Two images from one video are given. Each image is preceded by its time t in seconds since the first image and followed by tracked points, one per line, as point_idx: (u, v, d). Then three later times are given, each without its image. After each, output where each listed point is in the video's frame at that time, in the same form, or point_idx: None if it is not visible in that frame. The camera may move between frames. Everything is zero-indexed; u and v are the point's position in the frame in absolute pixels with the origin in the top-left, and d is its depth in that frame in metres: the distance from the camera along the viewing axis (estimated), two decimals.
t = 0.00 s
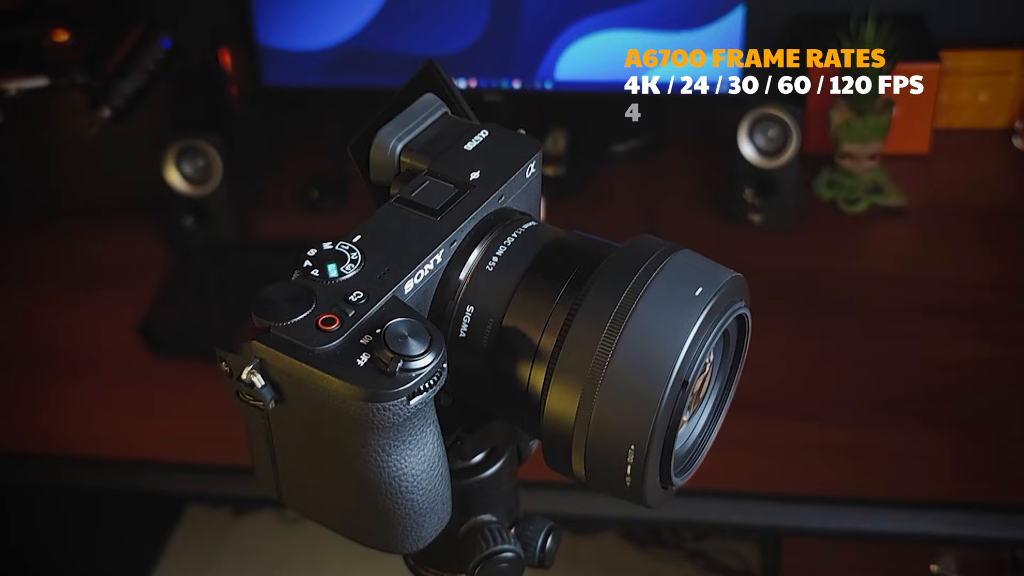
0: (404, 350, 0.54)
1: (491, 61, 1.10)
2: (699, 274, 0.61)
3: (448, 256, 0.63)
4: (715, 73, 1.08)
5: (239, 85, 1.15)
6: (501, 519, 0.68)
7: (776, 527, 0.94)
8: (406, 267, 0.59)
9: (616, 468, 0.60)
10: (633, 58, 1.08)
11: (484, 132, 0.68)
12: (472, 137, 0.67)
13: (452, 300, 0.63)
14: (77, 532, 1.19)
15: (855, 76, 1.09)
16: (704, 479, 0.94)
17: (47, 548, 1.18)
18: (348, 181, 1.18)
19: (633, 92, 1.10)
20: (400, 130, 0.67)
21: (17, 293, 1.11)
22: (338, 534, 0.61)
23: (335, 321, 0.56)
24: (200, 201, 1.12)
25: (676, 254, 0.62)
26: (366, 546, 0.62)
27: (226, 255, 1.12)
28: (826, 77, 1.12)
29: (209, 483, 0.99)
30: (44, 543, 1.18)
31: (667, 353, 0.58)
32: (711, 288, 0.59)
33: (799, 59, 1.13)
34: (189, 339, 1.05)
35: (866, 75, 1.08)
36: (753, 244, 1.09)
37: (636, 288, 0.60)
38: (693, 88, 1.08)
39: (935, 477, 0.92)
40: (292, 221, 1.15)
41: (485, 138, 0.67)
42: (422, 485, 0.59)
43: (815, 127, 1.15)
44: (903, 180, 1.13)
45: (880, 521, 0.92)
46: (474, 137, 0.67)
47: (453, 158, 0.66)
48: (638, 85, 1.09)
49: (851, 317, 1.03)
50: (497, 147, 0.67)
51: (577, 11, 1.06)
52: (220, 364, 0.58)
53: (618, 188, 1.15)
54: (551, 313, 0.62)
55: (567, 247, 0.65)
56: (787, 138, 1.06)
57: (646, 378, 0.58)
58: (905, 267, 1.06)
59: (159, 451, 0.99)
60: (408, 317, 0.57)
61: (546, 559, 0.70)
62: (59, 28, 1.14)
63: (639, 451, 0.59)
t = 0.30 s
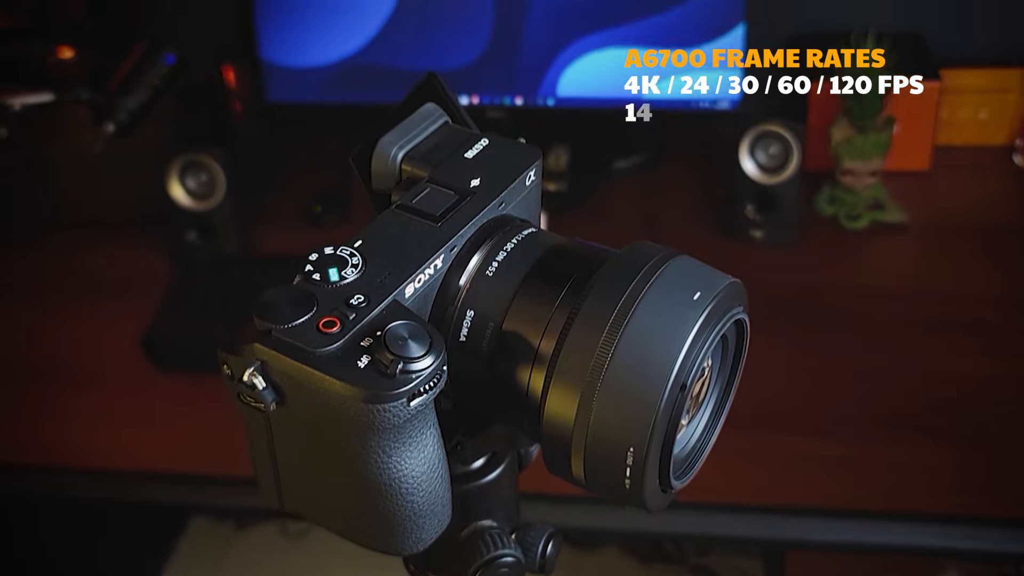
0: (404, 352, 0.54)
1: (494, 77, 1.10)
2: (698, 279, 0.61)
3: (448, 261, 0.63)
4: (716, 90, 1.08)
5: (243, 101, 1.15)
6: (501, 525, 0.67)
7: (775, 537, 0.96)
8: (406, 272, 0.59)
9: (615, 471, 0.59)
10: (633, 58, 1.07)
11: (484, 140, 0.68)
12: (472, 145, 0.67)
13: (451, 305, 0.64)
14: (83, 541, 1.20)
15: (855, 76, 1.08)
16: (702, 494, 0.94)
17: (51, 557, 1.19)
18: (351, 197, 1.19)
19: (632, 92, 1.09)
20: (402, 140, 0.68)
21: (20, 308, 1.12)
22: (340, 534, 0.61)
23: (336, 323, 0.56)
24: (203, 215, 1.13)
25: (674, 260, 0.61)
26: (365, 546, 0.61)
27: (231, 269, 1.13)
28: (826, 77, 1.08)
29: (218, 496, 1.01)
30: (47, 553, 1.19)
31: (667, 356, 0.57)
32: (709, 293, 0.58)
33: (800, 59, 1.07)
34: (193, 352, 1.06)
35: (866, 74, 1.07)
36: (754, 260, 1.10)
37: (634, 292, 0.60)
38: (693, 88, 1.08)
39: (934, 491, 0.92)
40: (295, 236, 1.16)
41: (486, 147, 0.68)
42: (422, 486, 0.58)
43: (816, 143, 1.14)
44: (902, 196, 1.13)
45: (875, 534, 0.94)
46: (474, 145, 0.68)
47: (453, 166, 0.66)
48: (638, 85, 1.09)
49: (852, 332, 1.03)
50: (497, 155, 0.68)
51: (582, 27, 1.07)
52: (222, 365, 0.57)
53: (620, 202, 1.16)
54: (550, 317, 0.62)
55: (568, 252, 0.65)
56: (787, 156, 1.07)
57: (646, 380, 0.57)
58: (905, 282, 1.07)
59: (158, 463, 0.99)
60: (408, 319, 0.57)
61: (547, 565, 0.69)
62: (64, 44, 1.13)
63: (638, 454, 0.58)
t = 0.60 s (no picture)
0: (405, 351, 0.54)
1: (497, 91, 1.10)
2: (697, 280, 0.60)
3: (448, 264, 0.62)
4: (716, 106, 1.09)
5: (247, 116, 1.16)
6: (501, 530, 0.66)
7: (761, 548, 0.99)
8: (407, 272, 0.58)
9: (614, 472, 0.59)
10: (633, 58, 1.07)
11: (485, 146, 0.68)
12: (472, 151, 0.66)
13: (451, 307, 0.63)
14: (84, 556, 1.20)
15: (855, 76, 1.09)
16: (692, 507, 0.96)
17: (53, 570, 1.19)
18: (354, 212, 1.18)
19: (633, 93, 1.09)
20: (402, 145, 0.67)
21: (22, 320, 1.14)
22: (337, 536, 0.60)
23: (338, 324, 0.55)
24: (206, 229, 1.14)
25: (672, 262, 0.61)
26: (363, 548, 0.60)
27: (234, 282, 1.13)
28: (825, 77, 1.11)
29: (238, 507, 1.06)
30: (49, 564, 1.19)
31: (666, 355, 0.57)
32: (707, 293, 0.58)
33: (799, 58, 1.11)
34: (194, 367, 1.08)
35: (866, 74, 1.09)
36: (757, 275, 1.10)
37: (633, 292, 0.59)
38: (693, 88, 1.09)
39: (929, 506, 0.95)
40: (298, 250, 1.16)
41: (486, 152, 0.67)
42: (422, 486, 0.57)
43: (818, 160, 1.15)
44: (902, 214, 1.13)
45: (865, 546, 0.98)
46: (474, 150, 0.67)
47: (454, 171, 0.65)
48: (638, 85, 1.09)
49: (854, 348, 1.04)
50: (497, 160, 0.67)
51: (587, 40, 1.07)
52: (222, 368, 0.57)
53: (622, 216, 1.15)
54: (550, 319, 0.61)
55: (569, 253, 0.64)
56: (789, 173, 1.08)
57: (644, 379, 0.57)
58: (907, 298, 1.07)
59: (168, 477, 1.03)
60: (409, 319, 0.56)
61: (547, 571, 0.68)
62: (67, 59, 1.16)
63: (637, 453, 0.57)
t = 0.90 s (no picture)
0: (407, 347, 0.54)
1: (497, 104, 1.11)
2: (695, 278, 0.60)
3: (449, 263, 0.62)
4: (718, 120, 1.10)
5: (250, 130, 1.17)
6: (502, 532, 0.66)
7: (761, 562, 0.98)
8: (409, 270, 0.59)
9: (614, 470, 0.59)
10: (633, 58, 1.07)
11: (486, 149, 0.68)
12: (475, 151, 0.67)
13: (452, 308, 0.62)
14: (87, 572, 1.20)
15: (855, 76, 1.09)
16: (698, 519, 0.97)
17: None
18: (357, 228, 1.17)
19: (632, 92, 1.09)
20: (406, 147, 0.67)
21: (24, 335, 1.15)
22: (340, 535, 0.60)
23: (340, 320, 0.55)
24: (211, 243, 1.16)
25: (671, 261, 0.61)
26: (366, 546, 0.60)
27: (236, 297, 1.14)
28: (826, 77, 1.10)
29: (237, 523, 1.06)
30: None
31: (666, 351, 0.57)
32: (706, 291, 0.58)
33: (800, 58, 1.09)
34: (199, 382, 1.09)
35: (866, 75, 1.09)
36: (758, 289, 1.10)
37: (632, 290, 0.59)
38: (693, 88, 1.08)
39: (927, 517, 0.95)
40: (302, 263, 1.16)
41: (487, 154, 0.68)
42: (424, 483, 0.57)
43: (820, 172, 1.15)
44: (902, 227, 1.13)
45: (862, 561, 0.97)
46: (476, 152, 0.68)
47: (455, 173, 0.66)
48: (638, 85, 1.08)
49: (854, 363, 1.05)
50: (498, 162, 0.68)
51: (592, 53, 1.07)
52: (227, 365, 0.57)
53: (624, 230, 1.15)
54: (550, 318, 0.61)
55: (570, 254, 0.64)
56: (791, 185, 1.09)
57: (644, 376, 0.57)
58: (909, 312, 1.07)
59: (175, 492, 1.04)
60: (411, 316, 0.56)
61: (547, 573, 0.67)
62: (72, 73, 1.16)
63: (637, 450, 0.57)
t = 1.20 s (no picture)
0: (409, 342, 0.54)
1: (499, 114, 1.11)
2: (694, 275, 0.60)
3: (452, 261, 0.62)
4: (719, 131, 1.10)
5: (254, 142, 1.17)
6: (503, 532, 0.66)
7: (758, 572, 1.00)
8: (411, 268, 0.59)
9: (613, 465, 0.59)
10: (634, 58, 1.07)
11: (489, 149, 0.69)
12: (478, 152, 0.67)
13: (454, 306, 0.63)
14: None
15: (855, 76, 1.09)
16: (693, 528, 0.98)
17: None
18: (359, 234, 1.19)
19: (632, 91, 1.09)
20: (409, 147, 0.68)
21: (24, 344, 1.17)
22: (342, 531, 0.60)
23: (343, 316, 0.56)
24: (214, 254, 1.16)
25: (670, 258, 0.61)
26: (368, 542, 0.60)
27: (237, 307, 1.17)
28: (826, 77, 1.09)
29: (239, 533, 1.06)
30: None
31: (665, 347, 0.57)
32: (705, 288, 0.58)
33: (800, 58, 1.09)
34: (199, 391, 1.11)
35: (866, 75, 1.09)
36: (759, 300, 1.11)
37: (631, 287, 0.59)
38: (693, 88, 1.08)
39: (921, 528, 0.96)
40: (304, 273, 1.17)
41: (490, 155, 0.68)
42: (425, 478, 0.57)
43: (820, 183, 1.15)
44: (903, 238, 1.14)
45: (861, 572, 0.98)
46: (479, 152, 0.68)
47: (457, 173, 0.66)
48: (638, 85, 1.08)
49: (852, 372, 1.06)
50: (500, 162, 0.68)
51: (595, 64, 1.08)
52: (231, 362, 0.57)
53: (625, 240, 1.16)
54: (550, 315, 0.61)
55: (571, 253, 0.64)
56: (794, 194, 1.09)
57: (643, 371, 0.57)
58: (908, 323, 1.08)
59: (181, 500, 1.05)
60: (414, 312, 0.56)
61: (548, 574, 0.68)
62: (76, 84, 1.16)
63: (636, 445, 0.57)
